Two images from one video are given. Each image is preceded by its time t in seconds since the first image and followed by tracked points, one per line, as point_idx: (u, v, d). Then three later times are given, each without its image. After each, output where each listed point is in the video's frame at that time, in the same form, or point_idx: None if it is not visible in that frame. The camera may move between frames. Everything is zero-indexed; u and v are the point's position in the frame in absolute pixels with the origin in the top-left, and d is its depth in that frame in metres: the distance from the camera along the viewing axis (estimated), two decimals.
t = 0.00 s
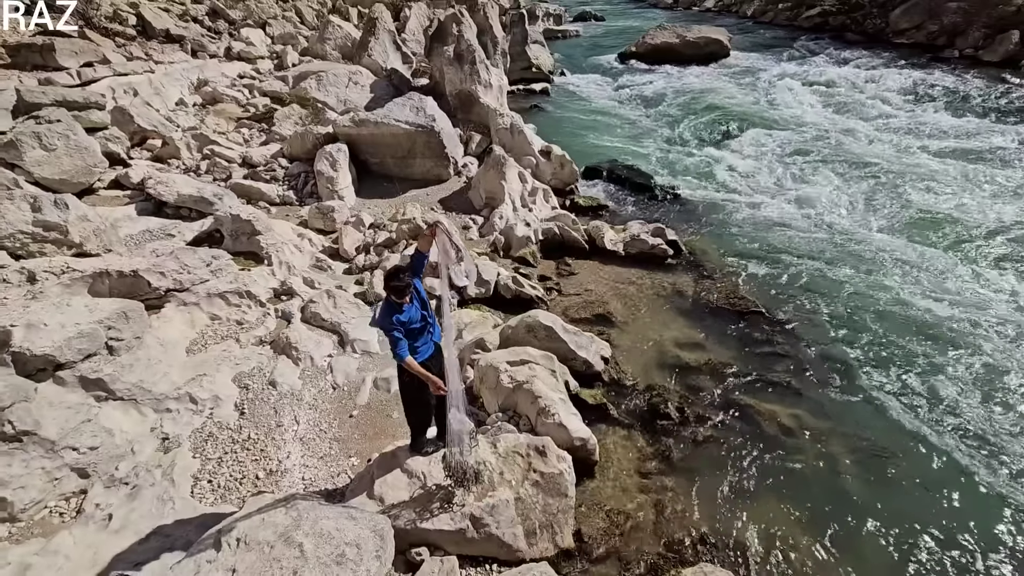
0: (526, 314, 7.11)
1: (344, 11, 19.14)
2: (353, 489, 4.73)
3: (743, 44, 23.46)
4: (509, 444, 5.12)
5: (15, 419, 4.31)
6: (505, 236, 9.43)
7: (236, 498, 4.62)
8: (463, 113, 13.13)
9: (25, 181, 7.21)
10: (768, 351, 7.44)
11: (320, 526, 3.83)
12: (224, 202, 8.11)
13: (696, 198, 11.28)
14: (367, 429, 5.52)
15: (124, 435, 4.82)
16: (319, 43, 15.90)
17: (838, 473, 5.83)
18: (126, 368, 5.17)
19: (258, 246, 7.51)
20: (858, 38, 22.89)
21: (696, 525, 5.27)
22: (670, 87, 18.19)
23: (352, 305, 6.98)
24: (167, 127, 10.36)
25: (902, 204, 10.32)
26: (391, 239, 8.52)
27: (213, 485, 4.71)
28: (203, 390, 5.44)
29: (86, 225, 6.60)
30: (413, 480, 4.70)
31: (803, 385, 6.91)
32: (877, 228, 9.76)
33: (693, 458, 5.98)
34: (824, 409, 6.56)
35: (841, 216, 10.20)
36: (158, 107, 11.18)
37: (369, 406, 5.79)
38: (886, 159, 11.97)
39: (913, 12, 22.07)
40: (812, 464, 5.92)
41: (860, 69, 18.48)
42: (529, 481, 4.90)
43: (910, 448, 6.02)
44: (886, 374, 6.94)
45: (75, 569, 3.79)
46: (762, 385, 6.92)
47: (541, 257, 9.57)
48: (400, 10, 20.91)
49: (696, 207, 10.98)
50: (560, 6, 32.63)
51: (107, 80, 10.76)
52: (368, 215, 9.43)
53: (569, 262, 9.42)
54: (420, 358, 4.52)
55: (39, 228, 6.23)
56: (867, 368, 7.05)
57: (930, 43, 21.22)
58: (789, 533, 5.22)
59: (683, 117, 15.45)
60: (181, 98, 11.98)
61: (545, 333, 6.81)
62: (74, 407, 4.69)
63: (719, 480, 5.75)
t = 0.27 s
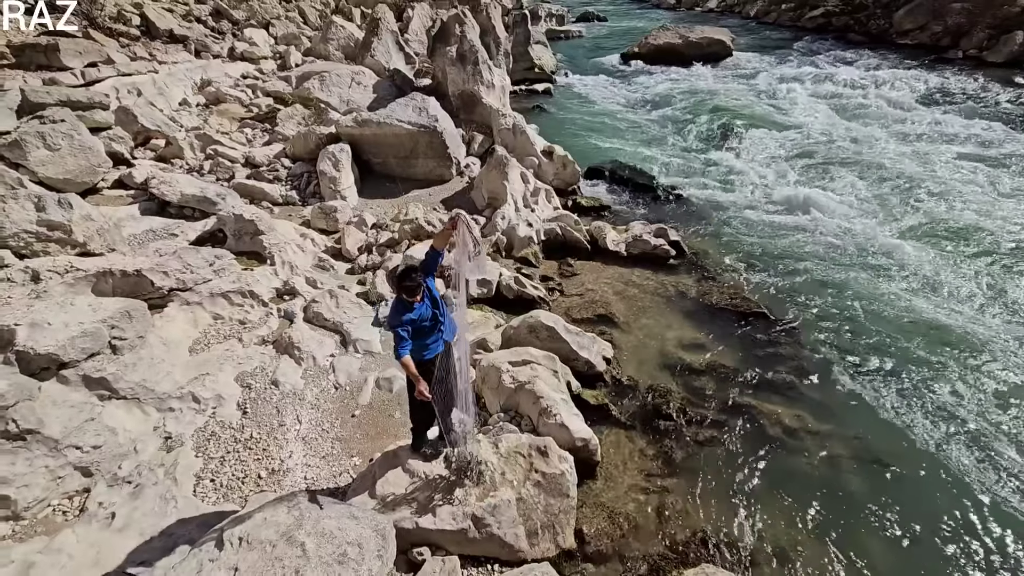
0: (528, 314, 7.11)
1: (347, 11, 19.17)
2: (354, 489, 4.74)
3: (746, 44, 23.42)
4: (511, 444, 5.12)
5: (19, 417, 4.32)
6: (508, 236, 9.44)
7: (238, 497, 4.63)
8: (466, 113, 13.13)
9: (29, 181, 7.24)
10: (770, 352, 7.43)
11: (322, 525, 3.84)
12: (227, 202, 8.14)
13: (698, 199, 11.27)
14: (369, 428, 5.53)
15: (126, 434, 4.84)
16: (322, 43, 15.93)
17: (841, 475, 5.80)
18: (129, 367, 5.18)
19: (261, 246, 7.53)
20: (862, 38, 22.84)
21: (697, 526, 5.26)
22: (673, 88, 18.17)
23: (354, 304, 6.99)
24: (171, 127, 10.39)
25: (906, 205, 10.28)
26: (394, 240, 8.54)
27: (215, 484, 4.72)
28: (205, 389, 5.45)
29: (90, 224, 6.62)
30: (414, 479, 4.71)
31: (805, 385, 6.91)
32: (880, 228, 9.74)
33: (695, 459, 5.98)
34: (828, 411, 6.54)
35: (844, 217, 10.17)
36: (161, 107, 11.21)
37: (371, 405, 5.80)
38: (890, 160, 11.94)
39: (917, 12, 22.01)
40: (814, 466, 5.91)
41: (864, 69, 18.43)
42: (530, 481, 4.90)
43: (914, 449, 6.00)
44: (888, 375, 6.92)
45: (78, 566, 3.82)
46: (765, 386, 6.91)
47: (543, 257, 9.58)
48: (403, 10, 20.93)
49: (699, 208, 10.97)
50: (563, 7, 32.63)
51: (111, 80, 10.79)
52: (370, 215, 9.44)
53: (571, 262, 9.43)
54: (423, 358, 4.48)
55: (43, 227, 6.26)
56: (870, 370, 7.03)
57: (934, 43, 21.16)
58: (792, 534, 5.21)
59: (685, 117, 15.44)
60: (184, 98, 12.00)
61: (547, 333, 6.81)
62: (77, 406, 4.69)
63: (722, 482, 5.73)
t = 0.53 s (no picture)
0: (529, 314, 7.12)
1: (349, 9, 19.15)
2: (354, 486, 4.75)
3: (747, 44, 23.40)
4: (511, 443, 5.13)
5: (20, 414, 4.32)
6: (508, 235, 9.44)
7: (238, 495, 4.64)
8: (467, 111, 13.12)
9: (31, 177, 7.24)
10: (770, 352, 7.43)
11: (322, 523, 3.84)
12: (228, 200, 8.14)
13: (699, 199, 11.27)
14: (369, 426, 5.53)
15: (127, 431, 4.84)
16: (323, 41, 15.92)
17: (841, 475, 5.81)
18: (130, 364, 5.19)
19: (261, 244, 7.53)
20: (863, 39, 22.81)
21: (697, 525, 5.27)
22: (674, 87, 18.17)
23: (355, 303, 6.99)
24: (172, 124, 10.39)
25: (906, 206, 10.28)
26: (394, 238, 8.54)
27: (215, 481, 4.72)
28: (205, 386, 5.45)
29: (91, 221, 6.62)
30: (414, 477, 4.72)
31: (805, 386, 6.91)
32: (880, 229, 9.74)
33: (695, 458, 5.98)
34: (828, 411, 6.54)
35: (844, 217, 10.17)
36: (162, 104, 11.20)
37: (372, 404, 5.80)
38: (891, 161, 11.93)
39: (919, 13, 21.98)
40: (814, 466, 5.91)
41: (865, 70, 18.42)
42: (530, 480, 4.90)
43: (914, 450, 6.00)
44: (888, 376, 6.91)
45: (78, 563, 3.82)
46: (765, 386, 6.92)
47: (543, 256, 9.58)
48: (405, 8, 20.91)
49: (699, 207, 10.97)
50: (564, 6, 32.62)
51: (112, 77, 10.78)
52: (371, 213, 9.44)
53: (572, 261, 9.43)
54: (415, 347, 4.49)
55: (44, 224, 6.26)
56: (869, 371, 7.02)
57: (936, 43, 21.14)
58: (791, 535, 5.21)
59: (686, 117, 15.43)
60: (185, 95, 11.99)
61: (547, 333, 6.82)
62: (78, 402, 4.70)
63: (721, 481, 5.73)
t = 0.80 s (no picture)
0: (528, 311, 7.12)
1: (349, 5, 19.09)
2: (354, 482, 4.77)
3: (749, 42, 23.33)
4: (510, 440, 5.13)
5: (19, 408, 4.33)
6: (509, 232, 9.44)
7: (238, 490, 4.64)
8: (467, 108, 13.09)
9: (30, 172, 7.23)
10: (770, 351, 7.42)
11: (321, 519, 3.85)
12: (228, 195, 8.14)
13: (699, 196, 11.25)
14: (369, 422, 5.54)
15: (126, 425, 4.84)
16: (323, 36, 15.88)
17: (841, 474, 5.81)
18: (129, 359, 5.19)
19: (261, 240, 7.52)
20: (865, 37, 22.73)
21: (696, 523, 5.27)
22: (675, 84, 18.12)
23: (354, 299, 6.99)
24: (172, 119, 10.37)
25: (907, 205, 10.27)
26: (394, 234, 8.54)
27: (214, 476, 4.73)
28: (205, 382, 5.46)
29: (90, 216, 6.61)
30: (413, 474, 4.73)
31: (805, 384, 6.91)
32: (881, 228, 9.73)
33: (694, 456, 5.98)
34: (827, 410, 6.54)
35: (845, 216, 10.16)
36: (162, 99, 11.17)
37: (371, 400, 5.81)
38: (892, 159, 11.91)
39: (921, 11, 21.90)
40: (813, 465, 5.91)
41: (867, 68, 18.35)
42: (529, 476, 4.90)
43: (913, 449, 6.01)
44: (888, 375, 6.91)
45: (77, 557, 3.82)
46: (765, 385, 6.91)
47: (543, 253, 9.57)
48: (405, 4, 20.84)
49: (700, 205, 10.95)
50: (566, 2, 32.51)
51: (111, 71, 10.75)
52: (371, 209, 9.43)
53: (572, 259, 9.42)
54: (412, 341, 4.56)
55: (44, 219, 6.27)
56: (869, 370, 7.02)
57: (938, 42, 21.07)
58: (790, 532, 5.23)
59: (687, 114, 15.40)
60: (185, 90, 11.96)
61: (546, 330, 6.82)
62: (77, 397, 4.70)
63: (720, 479, 5.74)
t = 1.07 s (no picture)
0: (529, 307, 7.11)
1: None
2: (355, 477, 4.78)
3: (752, 38, 23.22)
4: (510, 436, 5.13)
5: (20, 402, 4.33)
6: (510, 228, 9.42)
7: (238, 484, 4.65)
8: (469, 103, 13.05)
9: (31, 166, 7.24)
10: (771, 348, 7.41)
11: (321, 513, 3.85)
12: (229, 189, 8.13)
13: (701, 193, 11.22)
14: (369, 417, 5.55)
15: (127, 419, 4.85)
16: (325, 31, 15.84)
17: (841, 471, 5.81)
18: (130, 354, 5.20)
19: (262, 234, 7.51)
20: (869, 33, 22.61)
21: (696, 519, 5.28)
22: (677, 80, 18.06)
23: (355, 294, 6.98)
24: (173, 113, 10.35)
25: (910, 202, 10.24)
26: (396, 230, 8.53)
27: (215, 470, 4.74)
28: (206, 376, 5.47)
29: (91, 210, 6.61)
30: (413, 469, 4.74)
31: (806, 382, 6.90)
32: (884, 225, 9.69)
33: (695, 453, 5.99)
34: (828, 407, 6.54)
35: (847, 213, 10.13)
36: (163, 93, 11.16)
37: (372, 395, 5.81)
38: (895, 156, 11.86)
39: (926, 7, 21.77)
40: (814, 462, 5.91)
41: (871, 65, 18.25)
42: (530, 472, 4.91)
43: (914, 446, 6.01)
44: (888, 373, 6.91)
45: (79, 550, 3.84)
46: (766, 382, 6.91)
47: (545, 249, 9.56)
48: None
49: (702, 202, 10.92)
50: None
51: (112, 65, 10.73)
52: (372, 205, 9.42)
53: (573, 255, 9.41)
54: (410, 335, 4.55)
55: (45, 213, 6.27)
56: (870, 367, 7.01)
57: (943, 38, 20.95)
58: (790, 528, 5.24)
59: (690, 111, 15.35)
60: (186, 84, 11.94)
61: (548, 326, 6.82)
62: (78, 391, 4.71)
63: (721, 476, 5.74)
